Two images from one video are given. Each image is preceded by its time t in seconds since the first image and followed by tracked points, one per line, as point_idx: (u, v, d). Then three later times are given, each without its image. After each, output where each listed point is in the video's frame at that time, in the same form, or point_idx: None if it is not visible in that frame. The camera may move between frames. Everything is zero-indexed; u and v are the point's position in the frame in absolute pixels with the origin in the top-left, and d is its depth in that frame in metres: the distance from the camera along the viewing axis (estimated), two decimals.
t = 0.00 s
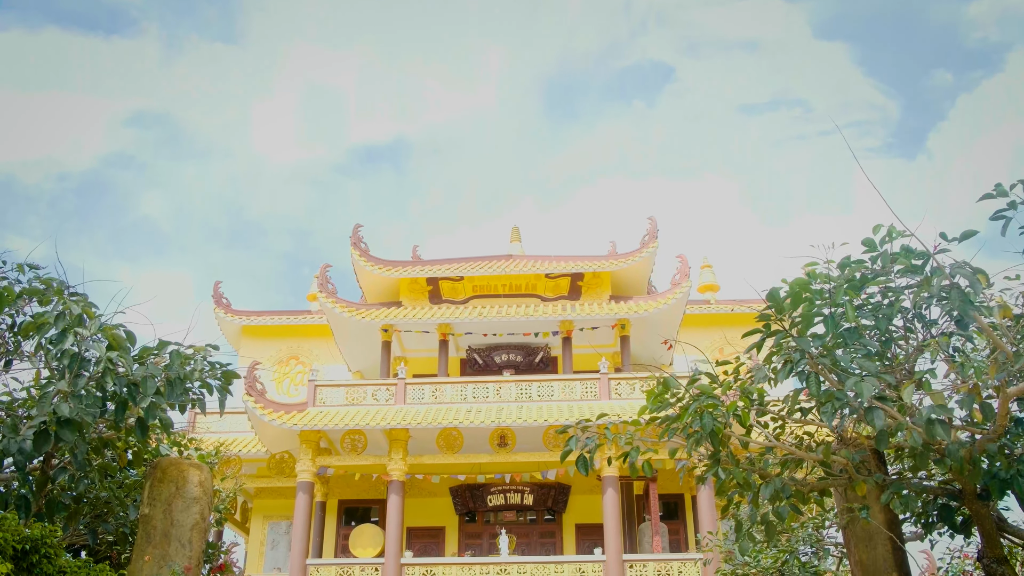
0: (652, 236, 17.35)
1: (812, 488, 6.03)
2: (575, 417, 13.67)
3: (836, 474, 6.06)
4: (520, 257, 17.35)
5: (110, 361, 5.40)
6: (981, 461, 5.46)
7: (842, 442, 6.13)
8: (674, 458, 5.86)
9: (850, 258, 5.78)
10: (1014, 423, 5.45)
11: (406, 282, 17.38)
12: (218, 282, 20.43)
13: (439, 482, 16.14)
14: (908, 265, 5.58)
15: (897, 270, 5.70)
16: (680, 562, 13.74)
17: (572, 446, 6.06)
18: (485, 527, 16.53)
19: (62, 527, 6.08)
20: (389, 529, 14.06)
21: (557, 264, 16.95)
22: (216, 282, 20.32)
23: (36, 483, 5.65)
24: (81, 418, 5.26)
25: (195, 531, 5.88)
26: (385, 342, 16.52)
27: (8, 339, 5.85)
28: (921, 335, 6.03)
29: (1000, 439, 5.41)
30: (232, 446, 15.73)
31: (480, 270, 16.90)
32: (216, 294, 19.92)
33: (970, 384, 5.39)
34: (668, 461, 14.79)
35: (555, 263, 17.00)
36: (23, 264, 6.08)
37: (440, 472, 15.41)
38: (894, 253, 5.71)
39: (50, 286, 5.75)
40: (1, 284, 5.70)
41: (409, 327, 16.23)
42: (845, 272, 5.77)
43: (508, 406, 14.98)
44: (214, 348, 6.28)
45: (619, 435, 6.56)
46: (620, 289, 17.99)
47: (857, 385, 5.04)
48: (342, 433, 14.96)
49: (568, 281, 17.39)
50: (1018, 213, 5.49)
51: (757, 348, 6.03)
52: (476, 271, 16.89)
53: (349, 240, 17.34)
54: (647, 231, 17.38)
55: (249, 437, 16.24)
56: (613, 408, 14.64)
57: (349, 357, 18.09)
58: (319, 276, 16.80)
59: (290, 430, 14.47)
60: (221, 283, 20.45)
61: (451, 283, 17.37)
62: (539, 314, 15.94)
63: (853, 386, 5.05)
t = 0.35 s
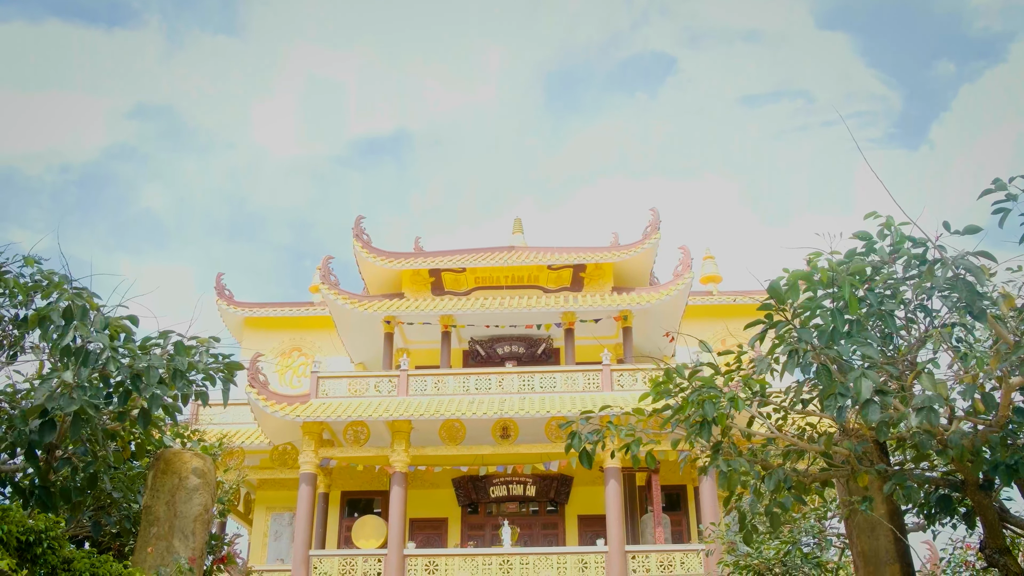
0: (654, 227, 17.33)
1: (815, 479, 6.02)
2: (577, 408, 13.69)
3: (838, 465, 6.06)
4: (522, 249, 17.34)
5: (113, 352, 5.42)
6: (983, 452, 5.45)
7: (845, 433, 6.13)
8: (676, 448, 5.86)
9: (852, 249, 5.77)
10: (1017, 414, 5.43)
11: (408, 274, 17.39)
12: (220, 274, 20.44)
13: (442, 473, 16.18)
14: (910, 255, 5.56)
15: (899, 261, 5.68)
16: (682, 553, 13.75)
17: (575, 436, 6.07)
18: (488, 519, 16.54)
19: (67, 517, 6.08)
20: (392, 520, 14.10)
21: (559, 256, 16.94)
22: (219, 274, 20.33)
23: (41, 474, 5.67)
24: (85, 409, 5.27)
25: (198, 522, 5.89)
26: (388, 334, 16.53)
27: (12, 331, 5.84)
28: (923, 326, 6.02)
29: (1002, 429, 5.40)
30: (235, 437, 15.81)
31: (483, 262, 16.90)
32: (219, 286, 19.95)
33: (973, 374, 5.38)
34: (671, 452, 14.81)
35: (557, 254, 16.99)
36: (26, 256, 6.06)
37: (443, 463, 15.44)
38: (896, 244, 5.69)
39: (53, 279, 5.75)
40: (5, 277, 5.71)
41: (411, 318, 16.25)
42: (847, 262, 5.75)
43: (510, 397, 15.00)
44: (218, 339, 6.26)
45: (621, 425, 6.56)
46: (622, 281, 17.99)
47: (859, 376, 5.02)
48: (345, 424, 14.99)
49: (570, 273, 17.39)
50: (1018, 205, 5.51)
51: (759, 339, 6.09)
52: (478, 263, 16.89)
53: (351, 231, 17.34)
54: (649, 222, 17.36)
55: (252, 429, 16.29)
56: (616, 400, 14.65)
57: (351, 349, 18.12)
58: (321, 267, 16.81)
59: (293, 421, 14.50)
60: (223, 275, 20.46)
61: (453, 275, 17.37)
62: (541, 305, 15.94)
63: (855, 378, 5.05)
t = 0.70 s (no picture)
0: (655, 223, 17.32)
1: (816, 473, 6.02)
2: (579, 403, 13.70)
3: (840, 459, 6.05)
4: (523, 244, 17.34)
5: (116, 349, 5.42)
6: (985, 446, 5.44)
7: (847, 427, 6.13)
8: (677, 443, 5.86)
9: (853, 244, 5.77)
10: (1019, 408, 5.43)
11: (410, 269, 17.39)
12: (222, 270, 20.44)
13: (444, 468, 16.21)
14: (911, 250, 5.55)
15: (901, 256, 5.68)
16: (684, 547, 13.77)
17: (577, 431, 6.07)
18: (490, 514, 16.58)
19: (70, 513, 6.11)
20: (394, 516, 14.12)
21: (561, 251, 16.94)
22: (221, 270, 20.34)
23: (44, 470, 5.70)
24: (89, 406, 5.27)
25: (201, 518, 5.90)
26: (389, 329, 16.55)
27: (15, 328, 5.84)
28: (925, 320, 6.01)
29: (1004, 423, 5.39)
30: (238, 433, 15.85)
31: (484, 257, 16.90)
32: (221, 282, 19.96)
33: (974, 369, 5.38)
34: (672, 446, 14.82)
35: (559, 249, 16.99)
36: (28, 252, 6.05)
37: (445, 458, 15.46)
38: (897, 239, 5.69)
39: (55, 275, 5.75)
40: (8, 273, 5.71)
41: (413, 314, 16.25)
42: (848, 257, 5.75)
43: (512, 392, 15.01)
44: (219, 334, 6.25)
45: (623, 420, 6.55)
46: (624, 276, 17.99)
47: (860, 372, 5.02)
48: (347, 420, 15.02)
49: (572, 268, 17.39)
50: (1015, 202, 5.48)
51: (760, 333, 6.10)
52: (480, 258, 16.89)
53: (353, 227, 17.34)
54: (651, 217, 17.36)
55: (255, 424, 16.32)
56: (618, 394, 14.67)
57: (353, 345, 18.13)
58: (323, 263, 16.81)
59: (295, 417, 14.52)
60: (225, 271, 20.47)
61: (455, 270, 17.37)
62: (543, 301, 15.95)
63: (855, 373, 5.05)
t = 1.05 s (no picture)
0: (657, 213, 17.30)
1: (818, 463, 6.02)
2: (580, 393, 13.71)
3: (842, 449, 6.04)
4: (525, 235, 17.31)
5: (118, 340, 5.41)
6: (986, 436, 5.44)
7: (848, 417, 6.12)
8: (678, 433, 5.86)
9: (855, 234, 5.75)
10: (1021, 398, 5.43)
11: (411, 260, 17.38)
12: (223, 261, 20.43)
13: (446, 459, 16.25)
14: (913, 240, 5.54)
15: (903, 246, 5.67)
16: (685, 538, 13.80)
17: (578, 420, 6.06)
18: (491, 504, 16.60)
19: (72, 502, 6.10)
20: (396, 506, 14.15)
21: (562, 242, 16.91)
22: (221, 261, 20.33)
23: (46, 461, 5.70)
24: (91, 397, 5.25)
25: (204, 508, 5.90)
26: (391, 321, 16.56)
27: (16, 319, 5.83)
28: (926, 311, 6.01)
29: (1005, 413, 5.38)
30: (239, 424, 15.87)
31: (485, 248, 16.88)
32: (222, 273, 19.96)
33: (977, 359, 5.37)
34: (673, 437, 14.84)
35: (560, 240, 16.96)
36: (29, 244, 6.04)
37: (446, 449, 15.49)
38: (899, 229, 5.67)
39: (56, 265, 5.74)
40: (9, 264, 5.70)
41: (414, 305, 16.25)
42: (850, 247, 5.73)
43: (513, 383, 15.02)
44: (221, 327, 6.23)
45: (624, 409, 6.53)
46: (625, 266, 17.97)
47: (862, 361, 5.01)
48: (349, 410, 15.03)
49: (573, 259, 17.37)
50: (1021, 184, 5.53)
51: (762, 323, 6.09)
52: (481, 249, 16.87)
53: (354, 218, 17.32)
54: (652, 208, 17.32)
55: (256, 415, 16.34)
56: (619, 385, 14.69)
57: (354, 336, 18.13)
58: (323, 254, 16.79)
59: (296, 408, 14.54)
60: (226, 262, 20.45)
61: (456, 261, 17.35)
62: (544, 291, 15.94)
63: (860, 361, 5.03)
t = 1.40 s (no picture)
0: (658, 205, 17.27)
1: (819, 455, 6.02)
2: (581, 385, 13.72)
3: (844, 441, 6.03)
4: (526, 227, 17.30)
5: (118, 332, 5.40)
6: (988, 427, 5.42)
7: (850, 409, 6.10)
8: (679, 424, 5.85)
9: (857, 225, 5.73)
10: (1022, 389, 5.42)
11: (412, 253, 17.37)
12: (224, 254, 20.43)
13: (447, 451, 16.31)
14: (915, 231, 5.52)
15: (905, 237, 5.64)
16: (686, 530, 13.83)
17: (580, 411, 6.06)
18: (493, 496, 16.64)
19: (75, 495, 6.11)
20: (397, 498, 14.18)
21: (563, 234, 16.90)
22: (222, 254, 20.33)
23: (47, 453, 5.71)
24: (91, 389, 5.25)
25: (205, 500, 5.87)
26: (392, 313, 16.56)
27: (17, 312, 5.83)
28: (929, 302, 5.99)
29: (1007, 405, 5.36)
30: (241, 416, 15.89)
31: (486, 240, 16.87)
32: (223, 265, 19.96)
33: (978, 350, 5.36)
34: (675, 429, 14.86)
35: (561, 232, 16.95)
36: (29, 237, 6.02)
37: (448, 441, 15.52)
38: (901, 220, 5.65)
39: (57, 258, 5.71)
40: (10, 257, 5.69)
41: (416, 297, 16.26)
42: (852, 239, 5.72)
43: (514, 375, 15.04)
44: (223, 319, 6.21)
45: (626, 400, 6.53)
46: (627, 259, 17.96)
47: (864, 352, 5.00)
48: (351, 403, 15.06)
49: (574, 251, 17.35)
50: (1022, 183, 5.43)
51: (764, 315, 6.08)
52: (482, 241, 16.86)
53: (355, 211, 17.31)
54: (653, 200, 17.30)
55: (258, 408, 16.36)
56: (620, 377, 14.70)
57: (356, 328, 18.14)
58: (325, 247, 16.79)
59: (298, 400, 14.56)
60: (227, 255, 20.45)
61: (457, 253, 17.34)
62: (545, 284, 15.95)
63: (862, 351, 5.01)
